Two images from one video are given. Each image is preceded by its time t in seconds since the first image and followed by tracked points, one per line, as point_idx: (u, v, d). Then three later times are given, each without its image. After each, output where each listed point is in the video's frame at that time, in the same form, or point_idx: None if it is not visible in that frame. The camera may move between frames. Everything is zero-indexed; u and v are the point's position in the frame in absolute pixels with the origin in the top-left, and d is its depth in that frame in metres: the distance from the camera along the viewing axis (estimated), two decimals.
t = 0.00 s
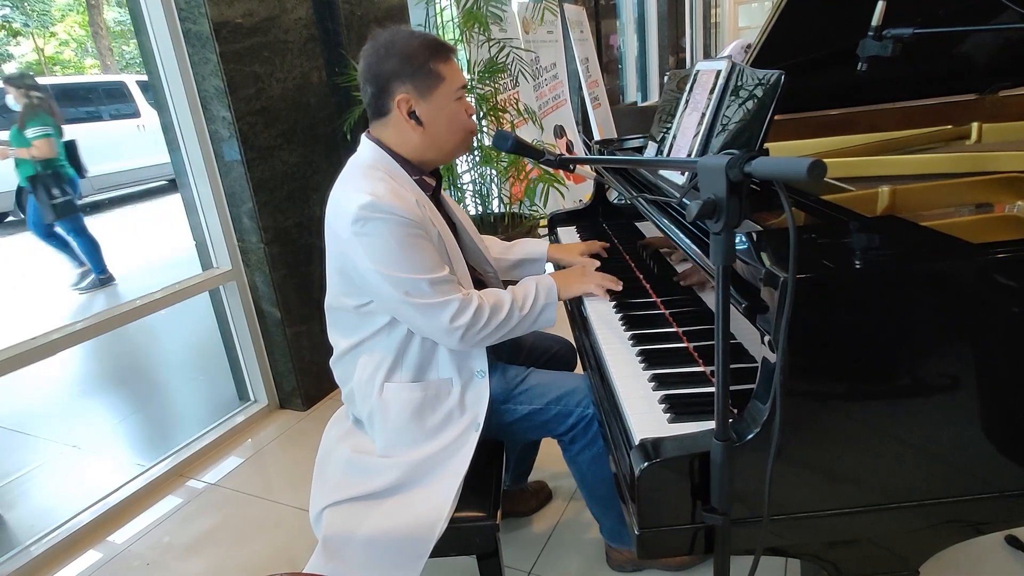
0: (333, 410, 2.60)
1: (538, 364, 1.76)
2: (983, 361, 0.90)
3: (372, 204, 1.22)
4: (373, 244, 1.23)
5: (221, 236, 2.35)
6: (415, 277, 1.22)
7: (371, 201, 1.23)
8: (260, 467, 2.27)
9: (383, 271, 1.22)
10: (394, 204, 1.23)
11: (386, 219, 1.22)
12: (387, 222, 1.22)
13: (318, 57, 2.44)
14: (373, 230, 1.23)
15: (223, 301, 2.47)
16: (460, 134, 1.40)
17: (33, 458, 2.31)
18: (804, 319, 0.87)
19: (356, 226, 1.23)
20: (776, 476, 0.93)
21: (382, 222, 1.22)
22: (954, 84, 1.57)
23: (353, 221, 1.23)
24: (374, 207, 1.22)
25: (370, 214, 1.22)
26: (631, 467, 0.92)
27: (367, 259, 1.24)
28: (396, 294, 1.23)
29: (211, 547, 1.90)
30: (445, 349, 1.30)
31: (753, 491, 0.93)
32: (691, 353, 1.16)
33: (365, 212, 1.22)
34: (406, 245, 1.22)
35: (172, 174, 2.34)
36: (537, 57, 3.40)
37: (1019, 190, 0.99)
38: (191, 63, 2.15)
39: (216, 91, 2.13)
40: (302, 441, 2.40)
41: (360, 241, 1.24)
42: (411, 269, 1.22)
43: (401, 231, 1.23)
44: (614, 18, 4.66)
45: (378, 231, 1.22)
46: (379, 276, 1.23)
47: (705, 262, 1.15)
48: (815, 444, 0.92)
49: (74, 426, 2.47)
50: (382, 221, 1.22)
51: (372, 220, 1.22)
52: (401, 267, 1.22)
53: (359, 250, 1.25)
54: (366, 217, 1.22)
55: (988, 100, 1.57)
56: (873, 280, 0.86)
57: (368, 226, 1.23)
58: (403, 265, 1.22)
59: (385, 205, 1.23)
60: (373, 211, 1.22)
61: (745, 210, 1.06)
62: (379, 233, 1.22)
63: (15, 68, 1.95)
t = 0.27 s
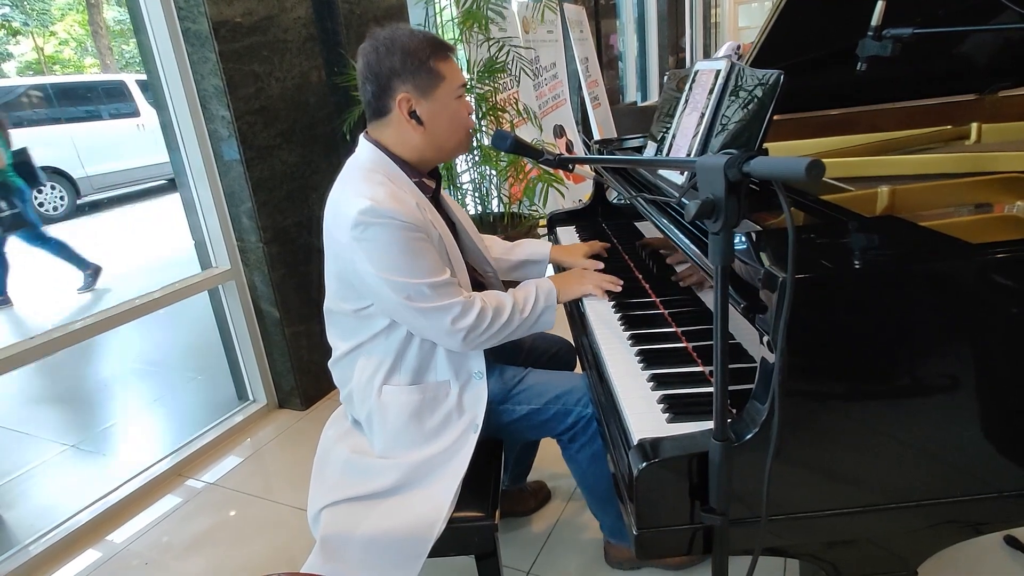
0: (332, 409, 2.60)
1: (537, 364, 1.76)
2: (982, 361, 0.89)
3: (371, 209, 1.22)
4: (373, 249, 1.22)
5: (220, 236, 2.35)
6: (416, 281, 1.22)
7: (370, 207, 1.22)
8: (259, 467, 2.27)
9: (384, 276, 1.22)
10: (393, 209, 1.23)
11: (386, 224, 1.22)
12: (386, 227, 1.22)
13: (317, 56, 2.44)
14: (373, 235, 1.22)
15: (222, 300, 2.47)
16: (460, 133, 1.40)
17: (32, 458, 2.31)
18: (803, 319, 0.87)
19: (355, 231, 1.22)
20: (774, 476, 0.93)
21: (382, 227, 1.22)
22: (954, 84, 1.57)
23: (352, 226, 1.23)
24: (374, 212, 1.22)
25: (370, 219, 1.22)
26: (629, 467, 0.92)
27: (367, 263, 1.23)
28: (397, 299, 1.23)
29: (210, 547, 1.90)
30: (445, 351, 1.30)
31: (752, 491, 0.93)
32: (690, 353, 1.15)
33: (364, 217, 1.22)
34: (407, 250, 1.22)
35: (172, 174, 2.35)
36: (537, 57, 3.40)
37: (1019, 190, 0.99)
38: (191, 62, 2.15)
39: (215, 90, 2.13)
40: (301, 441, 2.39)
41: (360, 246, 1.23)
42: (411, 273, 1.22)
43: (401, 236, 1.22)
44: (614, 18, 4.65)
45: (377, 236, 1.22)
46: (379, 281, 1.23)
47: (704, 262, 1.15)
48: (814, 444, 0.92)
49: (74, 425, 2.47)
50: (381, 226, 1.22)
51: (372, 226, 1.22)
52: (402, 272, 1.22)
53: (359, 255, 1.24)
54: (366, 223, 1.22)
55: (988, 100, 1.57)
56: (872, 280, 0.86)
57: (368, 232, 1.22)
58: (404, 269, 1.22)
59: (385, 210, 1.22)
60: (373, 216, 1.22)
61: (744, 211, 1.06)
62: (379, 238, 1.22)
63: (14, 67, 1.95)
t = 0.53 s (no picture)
0: (331, 408, 2.60)
1: (536, 363, 1.76)
2: (980, 360, 0.90)
3: (368, 214, 1.22)
4: (369, 254, 1.22)
5: (219, 235, 2.35)
6: (412, 287, 1.22)
7: (367, 211, 1.22)
8: (258, 466, 2.27)
9: (380, 280, 1.22)
10: (391, 213, 1.23)
11: (383, 229, 1.22)
12: (383, 232, 1.22)
13: (316, 55, 2.44)
14: (369, 240, 1.22)
15: (221, 300, 2.46)
16: (459, 132, 1.40)
17: (32, 456, 2.32)
18: (802, 318, 0.87)
19: (353, 235, 1.23)
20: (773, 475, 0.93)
21: (379, 232, 1.22)
22: (953, 84, 1.57)
23: (349, 230, 1.23)
24: (370, 216, 1.22)
25: (366, 224, 1.22)
26: (628, 466, 0.92)
27: (364, 267, 1.23)
28: (393, 304, 1.23)
29: (209, 546, 1.90)
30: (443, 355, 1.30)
31: (752, 490, 0.93)
32: (689, 352, 1.16)
33: (361, 221, 1.22)
34: (403, 255, 1.22)
35: (171, 173, 2.34)
36: (536, 56, 3.40)
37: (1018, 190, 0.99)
38: (190, 61, 2.14)
39: (215, 89, 2.13)
40: (300, 441, 2.39)
41: (357, 250, 1.23)
42: (408, 278, 1.22)
43: (398, 241, 1.22)
44: (613, 17, 4.66)
45: (374, 241, 1.22)
46: (376, 285, 1.23)
47: (704, 262, 1.15)
48: (813, 444, 0.92)
49: (75, 423, 2.48)
50: (378, 231, 1.22)
51: (369, 231, 1.22)
52: (398, 277, 1.22)
53: (356, 259, 1.24)
54: (362, 227, 1.22)
55: (987, 100, 1.57)
56: (871, 280, 0.86)
57: (365, 236, 1.22)
58: (400, 274, 1.22)
59: (382, 214, 1.22)
60: (370, 221, 1.22)
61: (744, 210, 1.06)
62: (376, 242, 1.22)
63: (12, 66, 1.94)
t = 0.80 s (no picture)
0: (332, 408, 2.60)
1: (537, 363, 1.76)
2: (980, 361, 0.90)
3: (373, 208, 1.22)
4: (374, 248, 1.22)
5: (220, 235, 2.35)
6: (417, 282, 1.22)
7: (372, 206, 1.22)
8: (259, 465, 2.27)
9: (384, 275, 1.22)
10: (395, 209, 1.23)
11: (387, 223, 1.22)
12: (389, 226, 1.22)
13: (317, 55, 2.44)
14: (374, 234, 1.22)
15: (222, 299, 2.47)
16: (460, 135, 1.40)
17: (32, 455, 2.32)
18: (803, 319, 0.87)
19: (357, 230, 1.23)
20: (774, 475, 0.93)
21: (383, 227, 1.22)
22: (954, 85, 1.58)
23: (354, 224, 1.23)
24: (375, 211, 1.22)
25: (371, 218, 1.22)
26: (630, 466, 0.92)
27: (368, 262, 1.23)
28: (397, 299, 1.23)
29: (209, 545, 1.90)
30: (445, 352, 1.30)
31: (752, 489, 0.93)
32: (690, 352, 1.16)
33: (366, 215, 1.22)
34: (407, 250, 1.22)
35: (171, 172, 2.34)
36: (537, 56, 3.40)
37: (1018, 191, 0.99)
38: (190, 60, 2.14)
39: (215, 89, 2.13)
40: (300, 440, 2.39)
41: (361, 245, 1.23)
42: (412, 273, 1.22)
43: (402, 235, 1.22)
44: (614, 17, 4.66)
45: (379, 235, 1.22)
46: (380, 280, 1.23)
47: (705, 262, 1.15)
48: (814, 444, 0.93)
49: (75, 422, 2.48)
50: (383, 225, 1.22)
51: (374, 225, 1.22)
52: (402, 271, 1.22)
53: (360, 254, 1.24)
54: (367, 221, 1.22)
55: (987, 100, 1.58)
56: (871, 280, 0.87)
57: (370, 230, 1.22)
58: (405, 269, 1.22)
59: (387, 209, 1.23)
60: (375, 215, 1.22)
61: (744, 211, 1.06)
62: (380, 237, 1.22)
63: (11, 66, 1.94)
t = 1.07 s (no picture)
0: (334, 407, 2.61)
1: (538, 362, 1.77)
2: (982, 361, 0.90)
3: (378, 202, 1.23)
4: (377, 242, 1.23)
5: (223, 234, 2.35)
6: (419, 276, 1.22)
7: (378, 199, 1.23)
8: (261, 465, 2.27)
9: (387, 269, 1.23)
10: (400, 203, 1.24)
11: (392, 217, 1.23)
12: (393, 220, 1.23)
13: (320, 55, 2.45)
14: (378, 228, 1.23)
15: (224, 299, 2.47)
16: (460, 138, 1.40)
17: (35, 454, 2.33)
18: (805, 319, 0.87)
19: (361, 223, 1.23)
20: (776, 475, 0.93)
21: (388, 221, 1.22)
22: (956, 85, 1.58)
23: (358, 218, 1.23)
24: (380, 205, 1.23)
25: (376, 212, 1.23)
26: (632, 466, 0.92)
27: (372, 256, 1.24)
28: (399, 293, 1.23)
29: (211, 544, 1.90)
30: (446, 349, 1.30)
31: (753, 489, 0.93)
32: (692, 352, 1.16)
33: (371, 209, 1.23)
34: (410, 244, 1.23)
35: (173, 171, 2.36)
36: (539, 56, 3.41)
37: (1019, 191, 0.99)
38: (194, 61, 2.15)
39: (218, 89, 2.14)
40: (302, 440, 2.40)
41: (365, 238, 1.24)
42: (414, 267, 1.23)
43: (406, 230, 1.23)
44: (617, 17, 4.66)
45: (383, 229, 1.22)
46: (383, 275, 1.23)
47: (707, 261, 1.15)
48: (815, 444, 0.93)
49: (78, 421, 2.49)
50: (387, 219, 1.23)
51: (378, 219, 1.23)
52: (405, 266, 1.22)
53: (364, 248, 1.25)
54: (372, 215, 1.22)
55: (989, 100, 1.58)
56: (873, 281, 0.87)
57: (374, 224, 1.23)
58: (407, 263, 1.23)
59: (392, 203, 1.23)
60: (380, 209, 1.23)
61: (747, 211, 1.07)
62: (384, 231, 1.22)
63: (15, 65, 1.95)
